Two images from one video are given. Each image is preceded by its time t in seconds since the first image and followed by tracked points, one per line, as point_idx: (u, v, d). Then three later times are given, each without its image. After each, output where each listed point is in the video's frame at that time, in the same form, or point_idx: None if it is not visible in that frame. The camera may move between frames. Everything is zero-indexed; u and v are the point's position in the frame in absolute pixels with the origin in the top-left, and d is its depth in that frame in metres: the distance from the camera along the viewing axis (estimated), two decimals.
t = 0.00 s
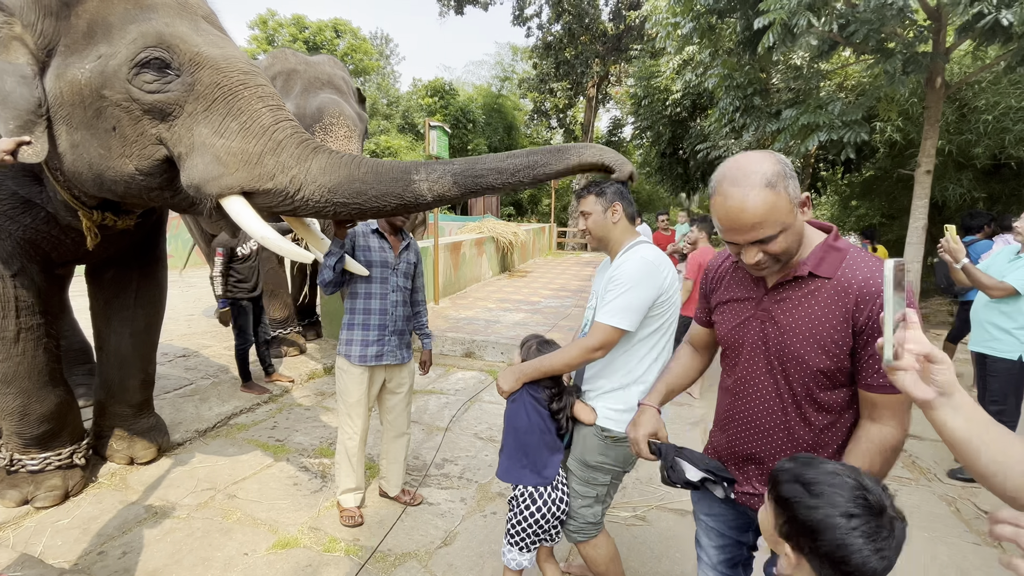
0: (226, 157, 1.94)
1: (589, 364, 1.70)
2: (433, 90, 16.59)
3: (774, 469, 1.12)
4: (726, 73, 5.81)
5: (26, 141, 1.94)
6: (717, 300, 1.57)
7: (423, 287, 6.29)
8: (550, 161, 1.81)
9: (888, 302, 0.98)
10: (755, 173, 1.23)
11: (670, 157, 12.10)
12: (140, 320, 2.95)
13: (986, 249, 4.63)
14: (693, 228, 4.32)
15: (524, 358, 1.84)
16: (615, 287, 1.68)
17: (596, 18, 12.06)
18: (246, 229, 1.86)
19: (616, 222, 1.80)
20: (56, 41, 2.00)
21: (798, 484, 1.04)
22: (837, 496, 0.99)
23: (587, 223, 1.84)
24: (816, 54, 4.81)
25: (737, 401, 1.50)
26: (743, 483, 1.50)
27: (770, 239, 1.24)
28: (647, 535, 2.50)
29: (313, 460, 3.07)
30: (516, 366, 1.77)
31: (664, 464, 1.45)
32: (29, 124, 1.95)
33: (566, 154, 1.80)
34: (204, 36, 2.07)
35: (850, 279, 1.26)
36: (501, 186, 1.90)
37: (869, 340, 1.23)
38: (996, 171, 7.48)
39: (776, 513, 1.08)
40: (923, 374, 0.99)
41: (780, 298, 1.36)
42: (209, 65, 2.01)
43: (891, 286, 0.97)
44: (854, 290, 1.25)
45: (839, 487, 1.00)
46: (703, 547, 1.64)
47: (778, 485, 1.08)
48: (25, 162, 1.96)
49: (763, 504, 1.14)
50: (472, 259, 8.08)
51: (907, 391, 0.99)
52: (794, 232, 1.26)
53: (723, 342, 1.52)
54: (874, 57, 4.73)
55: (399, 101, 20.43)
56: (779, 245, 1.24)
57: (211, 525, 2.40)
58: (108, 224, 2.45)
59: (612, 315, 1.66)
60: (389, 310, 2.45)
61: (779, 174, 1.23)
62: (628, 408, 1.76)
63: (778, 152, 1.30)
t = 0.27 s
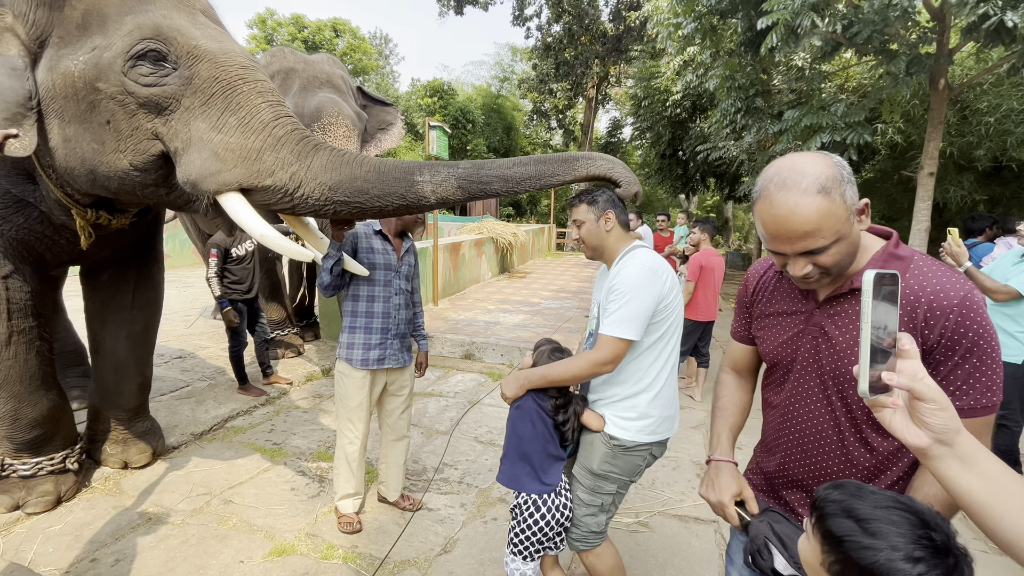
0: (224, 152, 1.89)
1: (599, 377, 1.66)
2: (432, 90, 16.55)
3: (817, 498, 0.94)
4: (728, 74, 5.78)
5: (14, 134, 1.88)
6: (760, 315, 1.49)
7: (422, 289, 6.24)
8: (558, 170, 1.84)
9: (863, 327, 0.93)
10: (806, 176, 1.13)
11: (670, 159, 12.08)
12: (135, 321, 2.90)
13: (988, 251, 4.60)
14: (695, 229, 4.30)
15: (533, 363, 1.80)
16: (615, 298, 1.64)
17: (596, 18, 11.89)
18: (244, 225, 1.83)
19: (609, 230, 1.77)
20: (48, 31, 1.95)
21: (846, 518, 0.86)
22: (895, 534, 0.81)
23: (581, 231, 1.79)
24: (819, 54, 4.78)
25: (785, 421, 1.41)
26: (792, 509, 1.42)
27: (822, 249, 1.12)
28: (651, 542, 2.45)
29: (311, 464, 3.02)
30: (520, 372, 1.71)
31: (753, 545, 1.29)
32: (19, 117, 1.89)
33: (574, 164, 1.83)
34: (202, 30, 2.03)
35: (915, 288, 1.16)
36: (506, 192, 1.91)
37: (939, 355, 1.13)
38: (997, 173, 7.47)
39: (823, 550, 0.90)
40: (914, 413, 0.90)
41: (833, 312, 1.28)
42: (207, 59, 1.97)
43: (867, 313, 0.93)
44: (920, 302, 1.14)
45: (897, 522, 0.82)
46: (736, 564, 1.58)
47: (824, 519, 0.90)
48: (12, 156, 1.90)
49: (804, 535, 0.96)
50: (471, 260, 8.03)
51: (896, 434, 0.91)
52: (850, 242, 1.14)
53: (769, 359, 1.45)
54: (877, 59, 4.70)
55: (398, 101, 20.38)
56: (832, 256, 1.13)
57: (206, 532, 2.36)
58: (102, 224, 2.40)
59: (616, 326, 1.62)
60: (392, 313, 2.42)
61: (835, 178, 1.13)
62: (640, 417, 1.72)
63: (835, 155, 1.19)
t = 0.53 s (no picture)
0: (222, 150, 1.86)
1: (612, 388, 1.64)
2: (432, 89, 16.54)
3: (841, 530, 0.86)
4: (729, 74, 5.75)
5: (4, 130, 1.85)
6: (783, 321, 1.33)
7: (422, 289, 6.21)
8: (562, 189, 1.79)
9: (829, 312, 0.90)
10: (857, 167, 1.00)
11: (669, 159, 12.07)
12: (132, 322, 2.87)
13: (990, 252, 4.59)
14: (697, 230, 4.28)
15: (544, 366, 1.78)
16: (615, 309, 1.61)
17: (596, 18, 12.00)
18: (243, 223, 1.80)
19: (593, 244, 1.71)
20: (41, 25, 1.92)
21: (875, 548, 0.79)
22: (930, 564, 0.73)
23: (566, 248, 1.74)
24: (821, 54, 4.76)
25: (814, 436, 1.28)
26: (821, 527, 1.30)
27: (871, 249, 0.98)
28: (653, 546, 2.42)
29: (310, 467, 2.99)
30: (528, 373, 1.69)
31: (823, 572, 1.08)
32: (10, 113, 1.86)
33: (578, 185, 1.78)
34: (199, 24, 2.01)
35: (972, 293, 1.08)
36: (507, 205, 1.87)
37: (1006, 366, 1.05)
38: (997, 174, 7.46)
39: None
40: (892, 408, 0.81)
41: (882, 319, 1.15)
42: (205, 54, 1.94)
43: (833, 296, 0.90)
44: (984, 308, 1.06)
45: (929, 549, 0.76)
46: None
47: (850, 550, 0.82)
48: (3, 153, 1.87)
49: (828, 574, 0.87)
50: (471, 260, 8.00)
51: (868, 425, 0.84)
52: (901, 246, 1.01)
53: (798, 370, 1.30)
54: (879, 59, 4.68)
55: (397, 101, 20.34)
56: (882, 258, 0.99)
57: (203, 535, 2.33)
58: (98, 223, 2.37)
59: (621, 336, 1.59)
60: (395, 314, 2.40)
61: (890, 171, 0.99)
62: (654, 419, 1.70)
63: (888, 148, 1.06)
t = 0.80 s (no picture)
0: (220, 149, 1.85)
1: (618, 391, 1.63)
2: (432, 89, 16.52)
3: (867, 537, 0.84)
4: (730, 74, 5.74)
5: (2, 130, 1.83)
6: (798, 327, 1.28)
7: (422, 288, 6.20)
8: (563, 193, 1.77)
9: (838, 301, 0.90)
10: (893, 164, 0.97)
11: (669, 159, 12.07)
12: (132, 322, 2.85)
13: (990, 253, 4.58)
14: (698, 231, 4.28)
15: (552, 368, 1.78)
16: (618, 312, 1.60)
17: (596, 18, 11.88)
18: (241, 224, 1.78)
19: (594, 247, 1.70)
20: (37, 22, 1.89)
21: (900, 557, 0.77)
22: None
23: (566, 251, 1.73)
24: (822, 55, 4.75)
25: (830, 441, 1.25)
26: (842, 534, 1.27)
27: (904, 248, 0.96)
28: (655, 548, 2.41)
29: (309, 467, 2.98)
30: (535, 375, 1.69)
31: None
32: (7, 112, 1.84)
33: (576, 186, 1.76)
34: (197, 21, 1.99)
35: (1001, 299, 1.06)
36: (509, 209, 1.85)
37: None
38: (997, 175, 7.45)
39: None
40: (909, 402, 0.80)
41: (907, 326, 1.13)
42: (202, 52, 1.93)
43: (842, 285, 0.89)
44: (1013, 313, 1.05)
45: (957, 562, 0.73)
46: None
47: (875, 559, 0.80)
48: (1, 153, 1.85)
49: None
50: (471, 260, 7.98)
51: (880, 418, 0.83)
52: (934, 247, 0.99)
53: (818, 377, 1.25)
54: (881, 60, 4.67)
55: (397, 100, 20.30)
56: (914, 258, 0.97)
57: (202, 536, 2.31)
58: (96, 222, 2.35)
59: (626, 339, 1.58)
60: (396, 313, 2.38)
61: (928, 169, 0.97)
62: (661, 418, 1.69)
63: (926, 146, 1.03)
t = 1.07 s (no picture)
0: (217, 146, 1.84)
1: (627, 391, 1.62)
2: (431, 87, 16.49)
3: (893, 523, 0.86)
4: (731, 73, 5.72)
5: None
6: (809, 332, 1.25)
7: (422, 287, 6.19)
8: (561, 189, 1.77)
9: (859, 298, 0.89)
10: (920, 161, 0.96)
11: (669, 158, 12.07)
12: (131, 320, 2.84)
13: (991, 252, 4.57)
14: (699, 230, 4.28)
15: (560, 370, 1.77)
16: (626, 311, 1.58)
17: (596, 17, 11.97)
18: (238, 224, 1.77)
19: (596, 247, 1.68)
20: (31, 16, 1.86)
21: (932, 544, 0.78)
22: (992, 559, 0.73)
23: (568, 252, 1.71)
24: (824, 53, 4.73)
25: (848, 444, 1.24)
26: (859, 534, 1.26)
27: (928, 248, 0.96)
28: (656, 547, 2.41)
29: (309, 466, 2.96)
30: (542, 376, 1.68)
31: None
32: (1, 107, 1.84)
33: (573, 184, 1.77)
34: (193, 15, 1.97)
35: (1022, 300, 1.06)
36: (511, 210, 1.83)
37: None
38: (998, 175, 7.45)
39: None
40: (942, 402, 0.78)
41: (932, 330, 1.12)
42: (199, 46, 1.91)
43: (864, 280, 0.89)
44: None
45: (989, 545, 0.75)
46: None
47: (903, 546, 0.82)
48: None
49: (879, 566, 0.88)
50: (470, 258, 7.97)
51: (913, 419, 0.82)
52: (957, 247, 0.98)
53: (835, 382, 1.22)
54: (883, 59, 4.65)
55: (397, 98, 20.27)
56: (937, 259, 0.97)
57: (202, 535, 2.30)
58: (93, 219, 2.34)
59: (635, 339, 1.57)
60: (396, 312, 2.38)
61: (955, 168, 0.96)
62: (668, 416, 1.69)
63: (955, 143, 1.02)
